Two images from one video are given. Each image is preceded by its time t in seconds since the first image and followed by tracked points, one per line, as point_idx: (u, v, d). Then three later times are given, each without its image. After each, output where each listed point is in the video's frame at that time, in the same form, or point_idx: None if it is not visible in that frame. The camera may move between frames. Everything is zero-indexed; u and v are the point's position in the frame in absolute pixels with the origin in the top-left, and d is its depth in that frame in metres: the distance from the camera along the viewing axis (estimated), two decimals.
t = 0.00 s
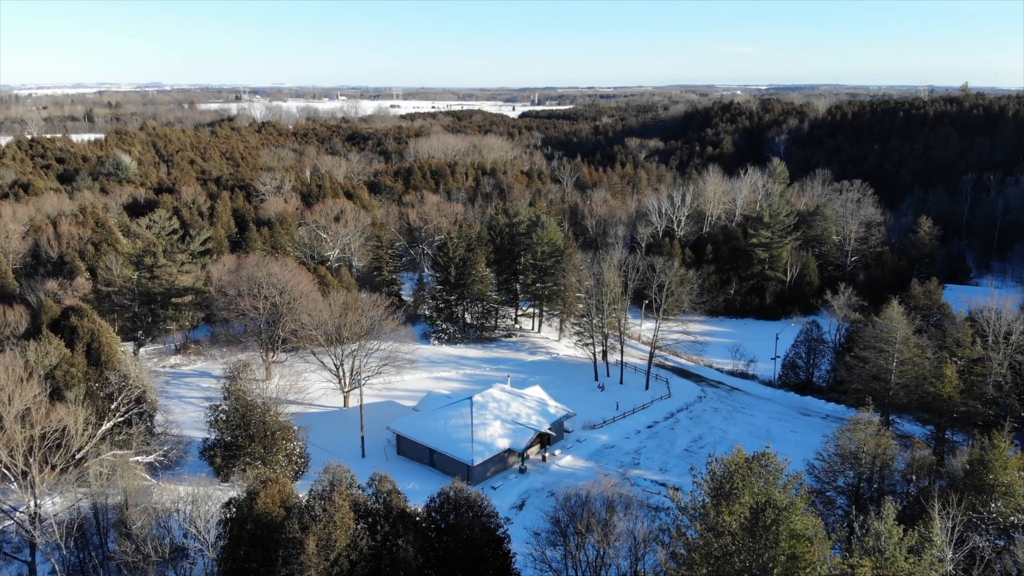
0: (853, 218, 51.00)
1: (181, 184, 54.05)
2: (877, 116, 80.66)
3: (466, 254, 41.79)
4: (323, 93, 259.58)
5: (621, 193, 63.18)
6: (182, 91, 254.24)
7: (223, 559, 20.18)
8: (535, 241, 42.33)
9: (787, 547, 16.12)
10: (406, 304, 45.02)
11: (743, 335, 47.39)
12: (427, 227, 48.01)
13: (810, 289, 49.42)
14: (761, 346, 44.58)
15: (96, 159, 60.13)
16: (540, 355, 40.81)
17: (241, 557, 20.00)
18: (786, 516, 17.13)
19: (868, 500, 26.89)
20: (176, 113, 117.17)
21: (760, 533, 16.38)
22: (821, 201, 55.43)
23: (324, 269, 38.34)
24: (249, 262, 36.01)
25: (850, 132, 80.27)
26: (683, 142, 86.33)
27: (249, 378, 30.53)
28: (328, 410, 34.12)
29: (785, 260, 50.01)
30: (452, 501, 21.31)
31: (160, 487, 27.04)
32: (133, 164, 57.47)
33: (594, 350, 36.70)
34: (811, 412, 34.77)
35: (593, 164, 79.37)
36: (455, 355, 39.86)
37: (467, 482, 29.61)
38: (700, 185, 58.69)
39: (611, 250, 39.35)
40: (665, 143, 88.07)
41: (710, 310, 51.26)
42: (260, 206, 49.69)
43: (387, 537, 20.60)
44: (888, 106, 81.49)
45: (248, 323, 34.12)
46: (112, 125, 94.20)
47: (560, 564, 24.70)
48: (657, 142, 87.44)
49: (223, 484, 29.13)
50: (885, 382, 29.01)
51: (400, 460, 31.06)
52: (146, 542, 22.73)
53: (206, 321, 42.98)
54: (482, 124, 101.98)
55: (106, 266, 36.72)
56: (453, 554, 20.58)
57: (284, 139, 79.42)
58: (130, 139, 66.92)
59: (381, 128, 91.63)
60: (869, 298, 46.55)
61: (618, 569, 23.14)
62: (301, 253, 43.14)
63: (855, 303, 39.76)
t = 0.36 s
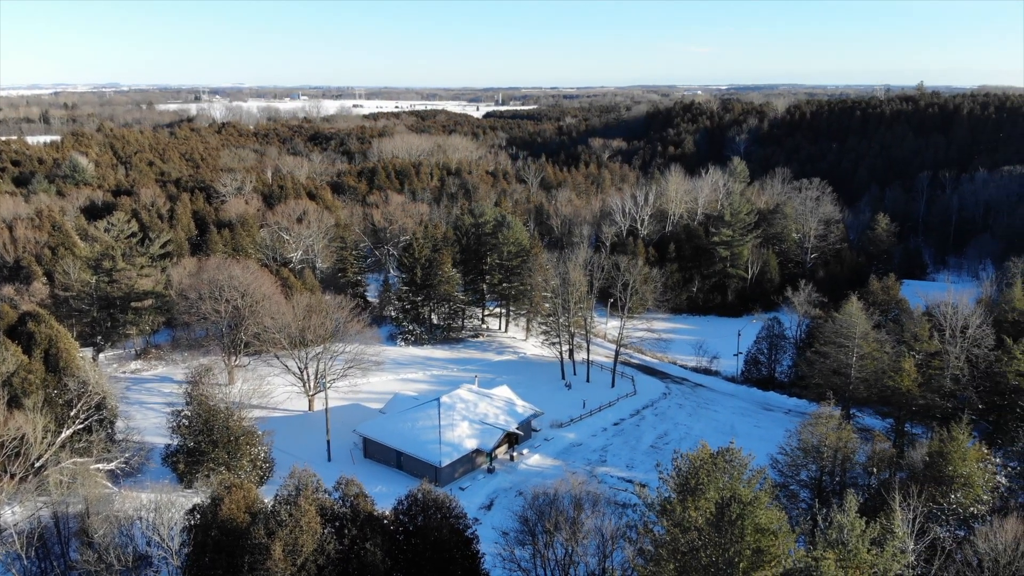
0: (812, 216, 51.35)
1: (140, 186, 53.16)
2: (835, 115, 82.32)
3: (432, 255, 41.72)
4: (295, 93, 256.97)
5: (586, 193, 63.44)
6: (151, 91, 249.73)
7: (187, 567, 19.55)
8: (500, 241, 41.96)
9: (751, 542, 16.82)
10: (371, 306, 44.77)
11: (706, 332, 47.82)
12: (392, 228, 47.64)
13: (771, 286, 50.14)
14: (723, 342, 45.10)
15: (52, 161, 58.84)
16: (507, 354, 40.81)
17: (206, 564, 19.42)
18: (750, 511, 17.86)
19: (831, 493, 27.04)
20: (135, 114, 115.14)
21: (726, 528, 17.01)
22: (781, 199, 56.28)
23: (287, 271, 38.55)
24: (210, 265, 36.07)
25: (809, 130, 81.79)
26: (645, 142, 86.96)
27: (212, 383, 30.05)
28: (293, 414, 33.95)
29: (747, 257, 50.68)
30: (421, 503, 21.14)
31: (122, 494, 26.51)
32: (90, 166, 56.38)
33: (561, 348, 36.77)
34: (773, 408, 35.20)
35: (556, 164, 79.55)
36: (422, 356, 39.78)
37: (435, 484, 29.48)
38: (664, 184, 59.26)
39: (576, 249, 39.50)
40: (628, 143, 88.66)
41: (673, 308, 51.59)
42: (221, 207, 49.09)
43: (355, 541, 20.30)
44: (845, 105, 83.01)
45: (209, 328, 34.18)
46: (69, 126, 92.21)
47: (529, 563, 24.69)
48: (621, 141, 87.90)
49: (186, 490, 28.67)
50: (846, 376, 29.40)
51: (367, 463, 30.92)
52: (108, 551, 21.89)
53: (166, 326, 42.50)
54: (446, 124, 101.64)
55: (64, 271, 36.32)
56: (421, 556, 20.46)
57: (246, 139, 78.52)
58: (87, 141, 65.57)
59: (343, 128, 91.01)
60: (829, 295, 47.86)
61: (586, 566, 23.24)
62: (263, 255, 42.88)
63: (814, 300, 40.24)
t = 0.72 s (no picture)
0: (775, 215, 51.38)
1: (101, 188, 52.29)
2: (796, 115, 83.87)
3: (401, 256, 41.49)
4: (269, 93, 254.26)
5: (553, 193, 63.72)
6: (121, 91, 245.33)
7: (152, 575, 19.16)
8: (470, 242, 42.44)
9: (720, 538, 17.03)
10: (337, 308, 44.51)
11: (672, 330, 48.22)
12: (359, 229, 46.70)
13: (735, 283, 50.83)
14: (690, 339, 45.59)
15: (9, 162, 57.52)
16: (476, 355, 40.82)
17: (172, 572, 18.98)
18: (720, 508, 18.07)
19: (796, 487, 27.26)
20: (94, 115, 112.91)
21: (695, 524, 17.08)
22: (744, 198, 56.99)
23: (252, 273, 39.00)
24: (173, 268, 36.22)
25: (772, 129, 83.11)
26: (611, 142, 87.47)
27: (177, 388, 29.65)
28: (260, 418, 33.85)
29: (711, 256, 51.09)
30: (391, 505, 21.03)
31: (87, 502, 26.09)
32: (50, 168, 55.30)
33: (530, 348, 36.87)
34: (740, 404, 35.58)
35: (523, 164, 79.68)
36: (391, 357, 39.67)
37: (405, 486, 29.36)
38: (629, 184, 58.93)
39: (544, 249, 39.63)
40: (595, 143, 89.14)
41: (639, 306, 51.70)
42: (184, 209, 48.57)
43: (324, 545, 20.05)
44: (807, 105, 84.53)
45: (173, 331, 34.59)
46: (26, 128, 90.23)
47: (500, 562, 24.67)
48: (587, 141, 88.30)
49: (152, 497, 28.26)
50: (809, 372, 29.69)
51: (336, 466, 30.77)
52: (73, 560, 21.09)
53: (130, 330, 42.04)
54: (412, 123, 101.44)
55: (23, 275, 35.67)
56: (392, 559, 20.33)
57: (208, 140, 77.63)
58: (45, 143, 64.21)
59: (308, 127, 90.31)
60: (792, 291, 48.71)
61: (557, 565, 23.25)
62: (227, 257, 42.65)
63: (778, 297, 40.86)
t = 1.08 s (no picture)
0: (734, 214, 52.47)
1: (56, 192, 51.27)
2: (754, 115, 85.38)
3: (364, 257, 41.34)
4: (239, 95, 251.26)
5: (517, 193, 64.04)
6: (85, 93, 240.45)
7: None
8: (435, 242, 42.34)
9: (685, 534, 17.67)
10: (299, 311, 44.17)
11: (637, 328, 48.50)
12: (321, 231, 46.81)
13: (697, 281, 51.24)
14: (653, 337, 45.99)
15: None
16: (442, 356, 40.82)
17: None
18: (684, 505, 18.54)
19: (759, 482, 27.46)
20: (48, 117, 110.30)
21: (661, 521, 17.56)
22: (705, 197, 57.60)
23: (212, 277, 39.42)
24: (130, 272, 36.33)
25: (731, 129, 84.46)
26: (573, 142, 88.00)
27: (136, 394, 29.20)
28: (222, 424, 33.59)
29: (673, 255, 51.47)
30: (357, 509, 20.75)
31: (46, 513, 25.42)
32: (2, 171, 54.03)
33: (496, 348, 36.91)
34: (703, 400, 35.97)
35: (486, 164, 79.79)
36: (355, 360, 39.45)
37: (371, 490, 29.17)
38: (592, 185, 59.15)
39: (509, 249, 39.63)
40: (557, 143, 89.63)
41: (604, 305, 52.22)
42: (141, 212, 47.98)
43: (290, 551, 19.71)
44: (765, 105, 85.85)
45: (132, 337, 34.63)
46: None
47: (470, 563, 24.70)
48: (550, 142, 88.73)
49: (112, 505, 27.69)
50: (770, 368, 30.03)
51: (301, 471, 30.52)
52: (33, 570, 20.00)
53: (87, 336, 41.39)
54: (374, 123, 101.23)
55: None
56: (359, 564, 20.08)
57: (165, 141, 76.56)
58: None
59: (269, 128, 89.51)
60: (753, 289, 48.88)
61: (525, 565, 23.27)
62: (186, 260, 42.27)
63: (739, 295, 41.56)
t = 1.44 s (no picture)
0: (694, 213, 53.28)
1: (7, 195, 50.05)
2: (712, 116, 86.96)
3: (326, 259, 41.12)
4: (206, 97, 247.59)
5: (481, 194, 64.25)
6: (46, 95, 234.78)
7: None
8: (397, 243, 41.89)
9: (651, 530, 17.90)
10: (260, 314, 43.75)
11: (600, 328, 48.82)
12: (280, 232, 46.72)
13: (658, 280, 52.03)
14: (617, 336, 46.25)
15: None
16: (407, 358, 40.74)
17: None
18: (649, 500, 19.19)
19: (722, 478, 27.66)
20: None
21: (627, 519, 17.86)
22: (665, 197, 58.04)
23: (170, 281, 39.48)
24: (86, 276, 36.02)
25: (689, 129, 85.89)
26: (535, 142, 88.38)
27: (93, 401, 28.65)
28: (184, 430, 33.15)
29: (635, 253, 51.93)
30: (322, 514, 20.43)
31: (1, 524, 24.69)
32: None
33: (462, 349, 36.87)
34: (666, 397, 36.36)
35: (448, 164, 79.76)
36: (319, 364, 39.22)
37: (336, 494, 28.99)
38: (555, 185, 59.45)
39: (474, 250, 39.61)
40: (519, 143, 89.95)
41: (568, 305, 52.00)
42: (98, 216, 47.17)
43: (254, 558, 19.33)
44: (724, 105, 87.72)
45: (89, 343, 34.32)
46: None
47: (434, 565, 24.42)
48: (513, 142, 89.00)
49: (71, 515, 27.02)
50: (731, 365, 30.40)
51: (264, 477, 30.23)
52: None
53: (42, 343, 40.54)
54: (336, 124, 100.72)
55: None
56: (325, 570, 19.78)
57: (121, 144, 75.25)
58: None
59: (229, 129, 88.55)
60: (714, 287, 50.59)
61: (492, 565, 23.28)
62: (144, 264, 41.65)
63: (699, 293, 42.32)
